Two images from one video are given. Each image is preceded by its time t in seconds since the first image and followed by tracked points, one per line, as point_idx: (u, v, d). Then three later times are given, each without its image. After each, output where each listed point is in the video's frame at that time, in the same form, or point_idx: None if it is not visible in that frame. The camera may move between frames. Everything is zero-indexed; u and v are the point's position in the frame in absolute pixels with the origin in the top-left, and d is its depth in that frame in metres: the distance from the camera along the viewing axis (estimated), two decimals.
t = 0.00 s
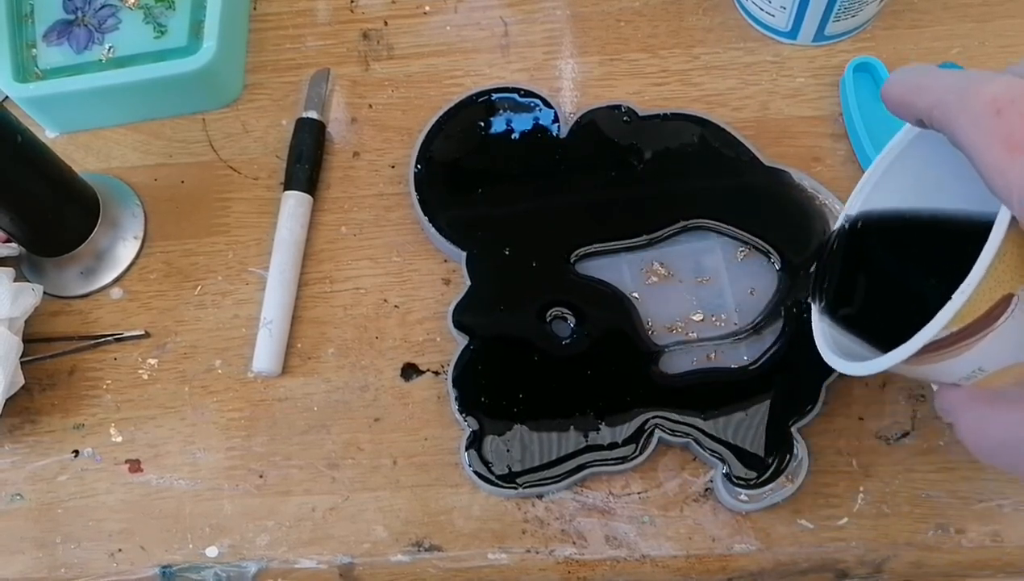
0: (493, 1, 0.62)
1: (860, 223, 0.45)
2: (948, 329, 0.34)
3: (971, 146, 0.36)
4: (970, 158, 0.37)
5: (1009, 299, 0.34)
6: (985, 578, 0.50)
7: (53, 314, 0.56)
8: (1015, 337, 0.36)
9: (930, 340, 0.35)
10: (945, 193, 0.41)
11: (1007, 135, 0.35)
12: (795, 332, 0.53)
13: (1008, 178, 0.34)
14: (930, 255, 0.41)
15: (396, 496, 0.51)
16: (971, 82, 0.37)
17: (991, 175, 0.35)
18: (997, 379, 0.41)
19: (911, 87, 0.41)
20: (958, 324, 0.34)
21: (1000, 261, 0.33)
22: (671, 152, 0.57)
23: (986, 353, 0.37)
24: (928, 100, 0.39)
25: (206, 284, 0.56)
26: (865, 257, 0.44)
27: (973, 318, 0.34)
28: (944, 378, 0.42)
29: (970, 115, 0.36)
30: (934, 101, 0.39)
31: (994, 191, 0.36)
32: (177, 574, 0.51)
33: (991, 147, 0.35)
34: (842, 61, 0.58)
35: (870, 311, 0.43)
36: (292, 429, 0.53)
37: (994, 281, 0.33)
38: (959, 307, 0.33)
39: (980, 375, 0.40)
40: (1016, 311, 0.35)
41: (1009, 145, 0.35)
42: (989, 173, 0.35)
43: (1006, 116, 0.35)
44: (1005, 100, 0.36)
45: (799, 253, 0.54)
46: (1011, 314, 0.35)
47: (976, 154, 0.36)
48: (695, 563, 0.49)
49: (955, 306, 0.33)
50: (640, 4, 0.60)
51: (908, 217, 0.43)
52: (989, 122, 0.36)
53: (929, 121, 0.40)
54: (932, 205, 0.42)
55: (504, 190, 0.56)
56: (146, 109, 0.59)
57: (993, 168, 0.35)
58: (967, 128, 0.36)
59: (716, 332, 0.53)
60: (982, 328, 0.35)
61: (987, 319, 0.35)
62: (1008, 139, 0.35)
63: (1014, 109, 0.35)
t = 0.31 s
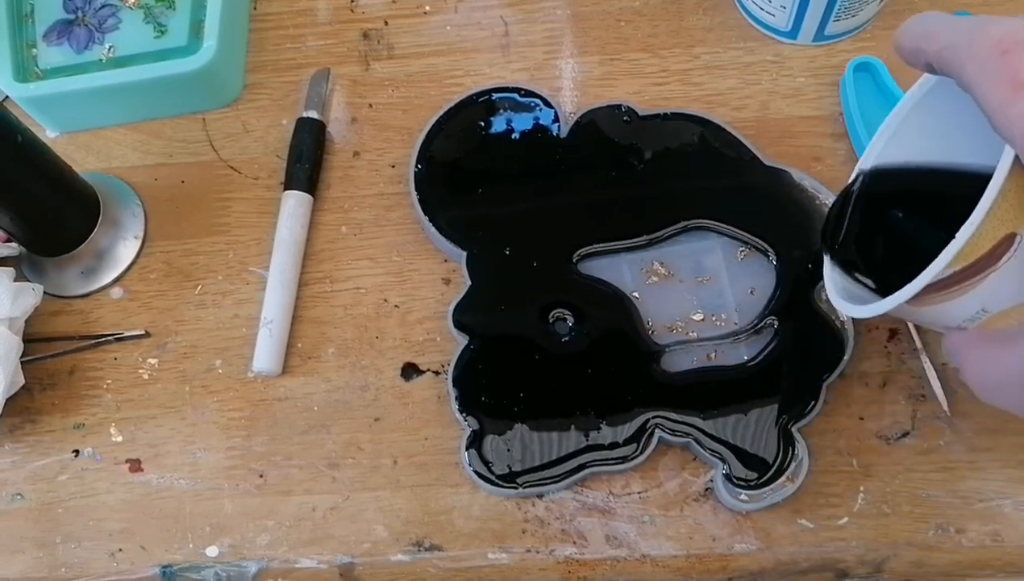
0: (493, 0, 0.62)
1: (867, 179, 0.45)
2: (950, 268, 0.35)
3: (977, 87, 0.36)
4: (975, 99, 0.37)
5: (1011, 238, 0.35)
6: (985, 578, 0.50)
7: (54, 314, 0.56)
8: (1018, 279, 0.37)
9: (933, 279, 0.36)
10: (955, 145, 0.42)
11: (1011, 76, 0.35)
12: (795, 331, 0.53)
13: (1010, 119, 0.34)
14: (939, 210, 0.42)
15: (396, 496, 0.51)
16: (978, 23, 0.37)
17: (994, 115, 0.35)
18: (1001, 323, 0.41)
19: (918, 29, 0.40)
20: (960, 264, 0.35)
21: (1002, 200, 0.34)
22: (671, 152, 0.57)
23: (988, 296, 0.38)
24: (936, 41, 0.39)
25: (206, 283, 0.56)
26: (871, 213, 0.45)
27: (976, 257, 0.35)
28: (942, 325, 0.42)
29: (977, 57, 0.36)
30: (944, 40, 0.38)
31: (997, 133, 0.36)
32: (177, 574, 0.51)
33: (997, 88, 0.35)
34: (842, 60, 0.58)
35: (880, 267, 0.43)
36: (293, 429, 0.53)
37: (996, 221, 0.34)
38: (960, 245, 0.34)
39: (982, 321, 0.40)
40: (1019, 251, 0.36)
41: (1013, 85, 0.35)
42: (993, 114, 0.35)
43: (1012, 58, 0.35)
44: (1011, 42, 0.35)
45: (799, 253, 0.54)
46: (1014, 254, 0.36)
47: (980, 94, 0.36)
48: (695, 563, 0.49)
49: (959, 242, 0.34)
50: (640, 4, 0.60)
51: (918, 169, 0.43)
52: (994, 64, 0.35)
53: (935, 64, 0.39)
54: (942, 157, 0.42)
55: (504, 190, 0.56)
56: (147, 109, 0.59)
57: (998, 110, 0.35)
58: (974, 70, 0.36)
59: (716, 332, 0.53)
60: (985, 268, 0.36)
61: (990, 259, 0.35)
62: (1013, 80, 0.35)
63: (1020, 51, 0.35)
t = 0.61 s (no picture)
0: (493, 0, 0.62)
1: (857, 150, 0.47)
2: (936, 234, 0.37)
3: (965, 48, 0.36)
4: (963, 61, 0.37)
5: (995, 203, 0.37)
6: (985, 578, 0.49)
7: (54, 314, 0.56)
8: (1002, 241, 0.39)
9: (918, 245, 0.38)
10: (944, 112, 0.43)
11: (998, 37, 0.35)
12: (795, 330, 0.53)
13: (996, 81, 0.35)
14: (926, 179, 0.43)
15: (396, 496, 0.51)
16: None
17: (983, 79, 0.36)
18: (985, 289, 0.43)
19: None
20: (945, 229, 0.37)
21: (987, 167, 0.35)
22: (671, 152, 0.57)
23: (974, 259, 0.40)
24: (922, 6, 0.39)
25: (206, 283, 0.56)
26: (858, 182, 0.46)
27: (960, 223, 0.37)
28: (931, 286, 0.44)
29: (964, 19, 0.36)
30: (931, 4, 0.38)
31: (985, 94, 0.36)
32: (178, 573, 0.51)
33: (983, 50, 0.35)
34: (842, 60, 0.58)
35: (867, 234, 0.45)
36: (293, 428, 0.53)
37: (981, 186, 0.36)
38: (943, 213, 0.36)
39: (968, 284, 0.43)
40: (1003, 216, 0.37)
41: (1000, 46, 0.35)
42: (980, 75, 0.36)
43: (999, 18, 0.35)
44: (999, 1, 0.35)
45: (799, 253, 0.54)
46: (998, 219, 0.37)
47: (968, 59, 0.36)
48: (695, 563, 0.49)
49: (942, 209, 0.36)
50: (640, 4, 0.61)
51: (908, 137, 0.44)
52: (982, 26, 0.35)
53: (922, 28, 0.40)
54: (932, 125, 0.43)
55: (504, 190, 0.56)
56: (148, 109, 0.59)
57: (985, 71, 0.35)
58: (961, 32, 0.36)
59: (716, 332, 0.53)
60: (970, 233, 0.38)
61: (976, 223, 0.37)
62: (1000, 41, 0.35)
63: (1009, 11, 0.35)
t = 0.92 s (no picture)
0: None
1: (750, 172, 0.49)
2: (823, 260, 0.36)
3: (829, 75, 0.34)
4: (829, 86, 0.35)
5: (878, 225, 0.34)
6: (985, 578, 0.49)
7: (54, 314, 0.56)
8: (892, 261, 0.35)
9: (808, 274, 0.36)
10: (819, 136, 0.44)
11: (860, 60, 0.33)
12: (793, 330, 0.52)
13: (862, 103, 0.32)
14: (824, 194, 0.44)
15: (396, 496, 0.51)
16: (828, 12, 0.35)
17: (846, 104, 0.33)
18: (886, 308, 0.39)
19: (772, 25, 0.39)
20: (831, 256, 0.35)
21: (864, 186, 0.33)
22: (671, 152, 0.56)
23: (870, 282, 0.37)
24: (789, 36, 0.37)
25: (206, 283, 0.56)
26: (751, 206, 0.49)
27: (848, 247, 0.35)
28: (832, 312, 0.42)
29: (827, 44, 0.34)
30: (797, 35, 0.36)
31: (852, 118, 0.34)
32: (177, 573, 0.51)
33: (844, 75, 0.33)
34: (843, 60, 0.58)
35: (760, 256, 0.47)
36: (293, 428, 0.53)
37: (864, 206, 0.34)
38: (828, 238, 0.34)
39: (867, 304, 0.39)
40: (887, 238, 0.35)
41: (863, 68, 0.33)
42: (845, 101, 0.33)
43: (858, 43, 0.33)
44: (858, 27, 0.33)
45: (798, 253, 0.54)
46: (884, 241, 0.35)
47: (831, 84, 0.34)
48: (695, 563, 0.49)
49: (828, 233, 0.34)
50: (641, 3, 0.60)
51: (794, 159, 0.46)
52: (842, 51, 0.33)
53: (791, 57, 0.37)
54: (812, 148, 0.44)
55: (504, 189, 0.56)
56: (148, 109, 0.59)
57: (849, 96, 0.33)
58: (825, 58, 0.34)
59: (716, 331, 0.53)
60: (857, 258, 0.35)
61: (862, 247, 0.35)
62: (861, 63, 0.33)
63: (867, 34, 0.33)
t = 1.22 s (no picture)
0: None
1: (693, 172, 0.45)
2: (766, 262, 0.35)
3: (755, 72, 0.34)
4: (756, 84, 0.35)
5: (818, 223, 0.34)
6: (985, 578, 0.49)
7: (55, 314, 0.56)
8: (837, 258, 0.36)
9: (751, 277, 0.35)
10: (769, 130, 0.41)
11: (783, 57, 0.33)
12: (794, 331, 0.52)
13: (789, 102, 0.33)
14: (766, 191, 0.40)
15: (396, 495, 0.51)
16: (749, 11, 0.35)
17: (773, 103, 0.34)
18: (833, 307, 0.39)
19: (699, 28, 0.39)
20: (775, 256, 0.35)
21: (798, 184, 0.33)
22: (672, 150, 0.56)
23: (817, 281, 0.37)
24: (715, 36, 0.37)
25: (207, 283, 0.56)
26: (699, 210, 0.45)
27: (790, 248, 0.35)
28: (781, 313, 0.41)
29: (751, 41, 0.34)
30: (723, 33, 0.37)
31: (780, 116, 0.34)
32: (178, 573, 0.51)
33: (769, 72, 0.33)
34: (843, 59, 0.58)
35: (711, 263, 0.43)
36: (294, 428, 0.53)
37: (800, 205, 0.33)
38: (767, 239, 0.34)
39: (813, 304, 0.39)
40: (828, 235, 0.35)
41: (787, 66, 0.33)
42: (773, 100, 0.34)
43: (782, 40, 0.33)
44: (780, 23, 0.34)
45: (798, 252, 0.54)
46: (825, 238, 0.35)
47: (757, 82, 0.34)
48: (695, 562, 0.49)
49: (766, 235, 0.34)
50: (641, 3, 0.60)
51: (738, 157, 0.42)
52: (765, 49, 0.33)
53: (720, 56, 0.38)
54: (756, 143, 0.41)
55: (504, 189, 0.56)
56: (148, 109, 0.59)
57: (775, 94, 0.33)
58: (749, 57, 0.34)
59: (716, 332, 0.53)
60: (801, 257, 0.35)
61: (803, 248, 0.35)
62: (784, 61, 0.33)
63: (789, 31, 0.33)
